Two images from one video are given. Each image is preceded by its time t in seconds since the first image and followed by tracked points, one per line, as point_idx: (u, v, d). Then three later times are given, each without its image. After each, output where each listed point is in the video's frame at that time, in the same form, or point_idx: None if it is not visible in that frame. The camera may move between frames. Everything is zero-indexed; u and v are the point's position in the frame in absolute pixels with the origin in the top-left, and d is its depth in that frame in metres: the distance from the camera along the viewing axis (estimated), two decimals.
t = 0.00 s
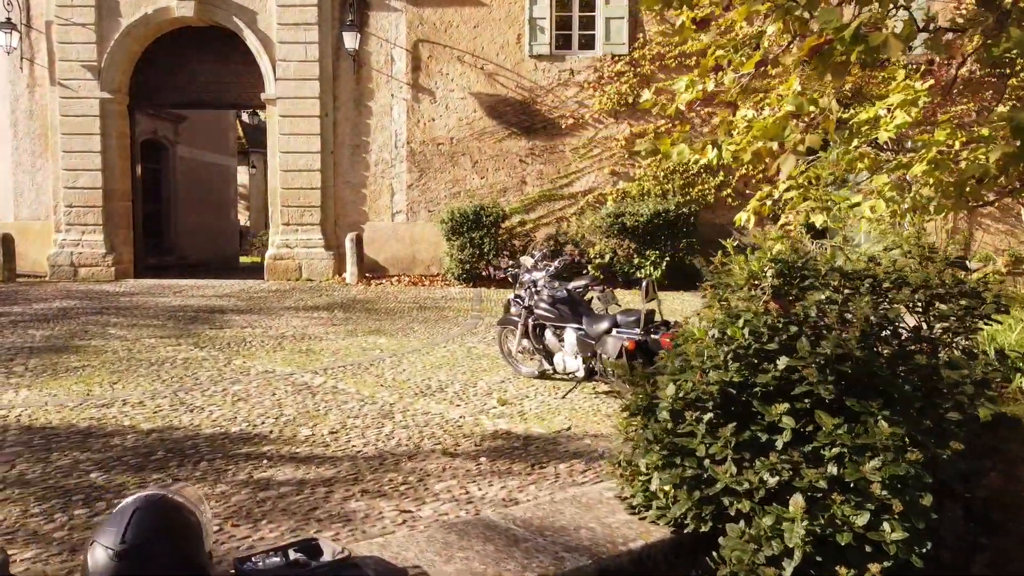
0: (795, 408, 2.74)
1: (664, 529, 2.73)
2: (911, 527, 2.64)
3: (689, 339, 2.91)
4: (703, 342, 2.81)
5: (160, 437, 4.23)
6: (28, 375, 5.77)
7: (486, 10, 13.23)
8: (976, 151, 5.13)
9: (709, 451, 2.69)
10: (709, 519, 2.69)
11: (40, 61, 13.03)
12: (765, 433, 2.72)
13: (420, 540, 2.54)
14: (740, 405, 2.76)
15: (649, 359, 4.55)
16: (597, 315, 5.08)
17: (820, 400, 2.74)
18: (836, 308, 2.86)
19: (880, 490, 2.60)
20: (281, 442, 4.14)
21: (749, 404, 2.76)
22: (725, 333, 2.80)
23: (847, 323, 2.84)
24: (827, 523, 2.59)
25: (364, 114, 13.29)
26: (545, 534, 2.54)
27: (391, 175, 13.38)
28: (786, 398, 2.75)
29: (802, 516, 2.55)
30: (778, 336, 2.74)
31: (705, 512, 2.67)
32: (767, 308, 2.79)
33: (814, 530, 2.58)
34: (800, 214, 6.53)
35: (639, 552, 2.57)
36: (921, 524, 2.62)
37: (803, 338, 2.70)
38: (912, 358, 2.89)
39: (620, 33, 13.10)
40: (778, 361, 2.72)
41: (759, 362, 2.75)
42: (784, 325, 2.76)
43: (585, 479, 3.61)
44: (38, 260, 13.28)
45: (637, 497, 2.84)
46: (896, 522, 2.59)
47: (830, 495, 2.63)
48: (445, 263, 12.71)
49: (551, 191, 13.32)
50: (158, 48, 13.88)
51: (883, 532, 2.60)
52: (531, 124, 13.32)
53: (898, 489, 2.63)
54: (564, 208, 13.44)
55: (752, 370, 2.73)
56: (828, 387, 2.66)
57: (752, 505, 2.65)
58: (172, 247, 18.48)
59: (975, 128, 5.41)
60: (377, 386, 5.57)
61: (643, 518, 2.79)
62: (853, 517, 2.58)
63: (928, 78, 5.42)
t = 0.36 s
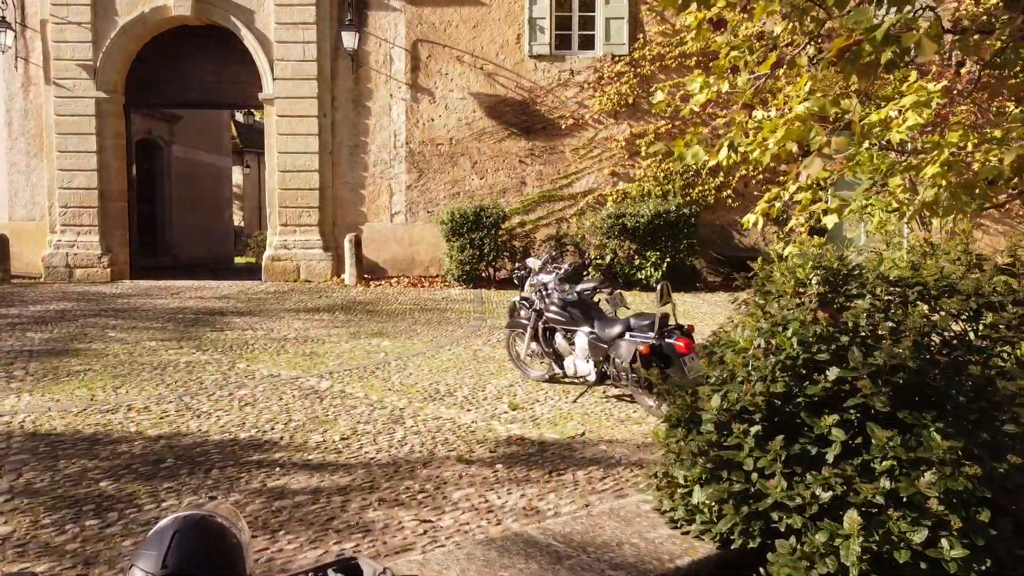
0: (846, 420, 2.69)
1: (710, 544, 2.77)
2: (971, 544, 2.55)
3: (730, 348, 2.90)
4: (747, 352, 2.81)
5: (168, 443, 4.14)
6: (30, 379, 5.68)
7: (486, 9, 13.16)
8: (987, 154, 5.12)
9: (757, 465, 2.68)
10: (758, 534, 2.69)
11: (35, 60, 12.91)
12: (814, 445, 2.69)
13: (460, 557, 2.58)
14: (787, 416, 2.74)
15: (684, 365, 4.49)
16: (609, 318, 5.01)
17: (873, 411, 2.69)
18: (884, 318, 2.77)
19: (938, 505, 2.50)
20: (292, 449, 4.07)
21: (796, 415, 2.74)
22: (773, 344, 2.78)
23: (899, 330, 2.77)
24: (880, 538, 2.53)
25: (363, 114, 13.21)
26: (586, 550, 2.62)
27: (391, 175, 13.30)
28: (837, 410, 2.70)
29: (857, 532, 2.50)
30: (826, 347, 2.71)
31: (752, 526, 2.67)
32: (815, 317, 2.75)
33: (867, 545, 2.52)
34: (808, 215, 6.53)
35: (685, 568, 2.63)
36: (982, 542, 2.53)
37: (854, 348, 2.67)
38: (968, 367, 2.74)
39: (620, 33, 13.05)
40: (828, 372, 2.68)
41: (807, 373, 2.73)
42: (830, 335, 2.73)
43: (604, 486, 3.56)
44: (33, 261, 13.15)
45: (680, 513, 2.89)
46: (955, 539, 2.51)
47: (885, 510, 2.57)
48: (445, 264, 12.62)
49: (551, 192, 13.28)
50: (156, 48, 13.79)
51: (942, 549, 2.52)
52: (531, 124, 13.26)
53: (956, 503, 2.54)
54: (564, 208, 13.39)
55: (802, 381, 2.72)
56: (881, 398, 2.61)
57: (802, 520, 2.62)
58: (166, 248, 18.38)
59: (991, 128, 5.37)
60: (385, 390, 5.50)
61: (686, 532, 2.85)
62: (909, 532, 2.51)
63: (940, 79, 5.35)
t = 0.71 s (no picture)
0: (888, 431, 2.64)
1: (749, 560, 2.78)
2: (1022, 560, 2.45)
3: (768, 356, 2.92)
4: (786, 361, 2.84)
5: (168, 451, 4.05)
6: (21, 384, 5.55)
7: (478, 9, 13.08)
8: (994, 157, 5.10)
9: (798, 479, 2.64)
10: (799, 550, 2.65)
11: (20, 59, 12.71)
12: (856, 458, 2.64)
13: None
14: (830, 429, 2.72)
15: (693, 370, 4.44)
16: (613, 322, 4.94)
17: (917, 422, 2.64)
18: (927, 325, 2.79)
19: (989, 519, 2.43)
20: (295, 456, 3.99)
21: (835, 426, 2.71)
22: (814, 353, 2.79)
23: (942, 339, 2.73)
24: (928, 553, 2.45)
25: (355, 114, 13.11)
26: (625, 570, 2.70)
27: (382, 175, 13.21)
28: (880, 421, 2.65)
29: (907, 547, 2.44)
30: (871, 358, 2.70)
31: (794, 541, 2.63)
32: (858, 325, 2.78)
33: (915, 561, 2.45)
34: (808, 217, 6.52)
35: None
36: None
37: (898, 358, 2.65)
38: (1011, 376, 2.69)
39: (613, 34, 13.02)
40: (871, 381, 2.66)
41: (850, 384, 2.71)
42: (865, 343, 2.71)
43: (617, 494, 3.51)
44: (18, 263, 12.94)
45: (716, 526, 2.90)
46: (1007, 554, 2.42)
47: (933, 524, 2.50)
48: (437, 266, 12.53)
49: (544, 193, 13.24)
50: (144, 45, 13.66)
51: (993, 565, 2.43)
52: (523, 125, 13.20)
53: (1005, 517, 2.46)
54: (557, 209, 13.34)
55: (844, 393, 2.70)
56: (926, 408, 2.56)
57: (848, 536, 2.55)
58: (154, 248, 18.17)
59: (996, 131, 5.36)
60: (385, 394, 5.42)
61: (723, 546, 2.90)
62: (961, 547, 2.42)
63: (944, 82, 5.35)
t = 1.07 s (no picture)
0: (927, 442, 2.60)
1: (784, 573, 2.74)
2: None
3: (803, 365, 2.85)
4: (824, 369, 2.77)
5: (160, 459, 3.94)
6: (1, 391, 5.38)
7: (463, 8, 13.00)
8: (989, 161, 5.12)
9: (837, 491, 2.58)
10: (841, 565, 2.59)
11: None
12: (896, 468, 2.59)
13: None
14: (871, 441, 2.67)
15: (693, 373, 4.39)
16: (612, 325, 4.90)
17: (959, 431, 2.59)
18: (966, 332, 2.72)
19: None
20: (293, 464, 3.89)
21: (872, 436, 2.67)
22: (851, 361, 2.73)
23: (981, 347, 2.67)
24: (976, 568, 2.37)
25: (338, 113, 12.98)
26: None
27: (367, 175, 13.09)
28: (920, 431, 2.60)
29: (954, 562, 2.37)
30: (912, 366, 2.63)
31: (833, 554, 2.57)
32: (896, 333, 2.71)
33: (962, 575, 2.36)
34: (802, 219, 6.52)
35: None
36: None
37: (941, 367, 2.57)
38: None
39: (599, 34, 12.99)
40: (911, 390, 2.59)
41: (890, 393, 2.64)
42: (886, 346, 2.67)
43: (626, 501, 3.45)
44: None
45: (747, 539, 2.86)
46: None
47: (979, 537, 2.42)
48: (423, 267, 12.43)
49: (530, 193, 13.18)
50: (123, 42, 13.45)
51: None
52: (509, 125, 13.13)
53: None
54: (543, 210, 13.29)
55: (883, 402, 2.64)
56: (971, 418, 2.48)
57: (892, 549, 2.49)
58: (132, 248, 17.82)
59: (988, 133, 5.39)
60: (379, 398, 5.32)
61: (757, 559, 2.84)
62: (1009, 561, 2.32)
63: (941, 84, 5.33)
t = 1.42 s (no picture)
0: (970, 450, 2.50)
1: None
2: None
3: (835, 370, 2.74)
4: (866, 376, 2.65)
5: (156, 467, 3.84)
6: None
7: (453, 7, 12.92)
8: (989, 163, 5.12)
9: (881, 502, 2.45)
10: None
11: None
12: (939, 477, 2.48)
13: None
14: (913, 452, 2.56)
15: (699, 376, 4.34)
16: (615, 327, 4.85)
17: (1006, 439, 2.49)
18: (1009, 338, 2.64)
19: None
20: (295, 470, 3.81)
21: (915, 443, 2.56)
22: (893, 367, 2.63)
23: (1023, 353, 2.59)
24: None
25: (327, 113, 12.86)
26: None
27: (355, 176, 12.98)
28: (964, 439, 2.50)
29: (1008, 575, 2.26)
30: (954, 372, 2.54)
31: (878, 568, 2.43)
32: (937, 339, 2.62)
33: None
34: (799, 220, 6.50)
35: None
36: None
37: (987, 374, 2.48)
38: None
39: (589, 34, 12.94)
40: (956, 396, 2.48)
41: (934, 400, 2.55)
42: (910, 351, 2.62)
43: (637, 506, 3.40)
44: None
45: (784, 551, 2.71)
46: None
47: None
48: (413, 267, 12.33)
49: (520, 193, 13.12)
50: (106, 40, 13.28)
51: None
52: (499, 124, 13.05)
53: None
54: (533, 210, 13.24)
55: (926, 409, 2.53)
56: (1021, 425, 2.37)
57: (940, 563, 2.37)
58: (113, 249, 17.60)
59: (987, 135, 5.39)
60: (377, 402, 5.24)
61: (794, 572, 2.71)
62: None
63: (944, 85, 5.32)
